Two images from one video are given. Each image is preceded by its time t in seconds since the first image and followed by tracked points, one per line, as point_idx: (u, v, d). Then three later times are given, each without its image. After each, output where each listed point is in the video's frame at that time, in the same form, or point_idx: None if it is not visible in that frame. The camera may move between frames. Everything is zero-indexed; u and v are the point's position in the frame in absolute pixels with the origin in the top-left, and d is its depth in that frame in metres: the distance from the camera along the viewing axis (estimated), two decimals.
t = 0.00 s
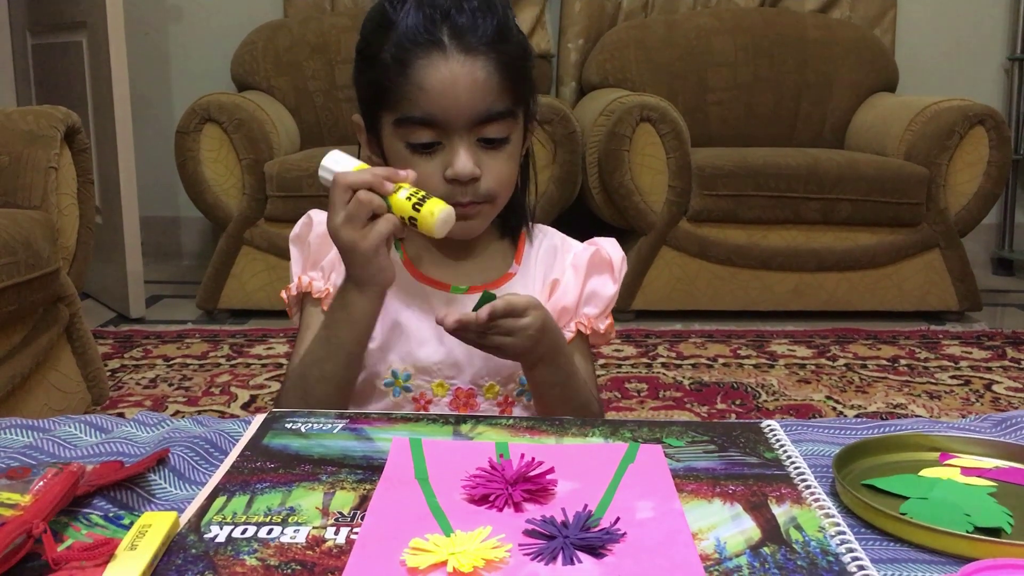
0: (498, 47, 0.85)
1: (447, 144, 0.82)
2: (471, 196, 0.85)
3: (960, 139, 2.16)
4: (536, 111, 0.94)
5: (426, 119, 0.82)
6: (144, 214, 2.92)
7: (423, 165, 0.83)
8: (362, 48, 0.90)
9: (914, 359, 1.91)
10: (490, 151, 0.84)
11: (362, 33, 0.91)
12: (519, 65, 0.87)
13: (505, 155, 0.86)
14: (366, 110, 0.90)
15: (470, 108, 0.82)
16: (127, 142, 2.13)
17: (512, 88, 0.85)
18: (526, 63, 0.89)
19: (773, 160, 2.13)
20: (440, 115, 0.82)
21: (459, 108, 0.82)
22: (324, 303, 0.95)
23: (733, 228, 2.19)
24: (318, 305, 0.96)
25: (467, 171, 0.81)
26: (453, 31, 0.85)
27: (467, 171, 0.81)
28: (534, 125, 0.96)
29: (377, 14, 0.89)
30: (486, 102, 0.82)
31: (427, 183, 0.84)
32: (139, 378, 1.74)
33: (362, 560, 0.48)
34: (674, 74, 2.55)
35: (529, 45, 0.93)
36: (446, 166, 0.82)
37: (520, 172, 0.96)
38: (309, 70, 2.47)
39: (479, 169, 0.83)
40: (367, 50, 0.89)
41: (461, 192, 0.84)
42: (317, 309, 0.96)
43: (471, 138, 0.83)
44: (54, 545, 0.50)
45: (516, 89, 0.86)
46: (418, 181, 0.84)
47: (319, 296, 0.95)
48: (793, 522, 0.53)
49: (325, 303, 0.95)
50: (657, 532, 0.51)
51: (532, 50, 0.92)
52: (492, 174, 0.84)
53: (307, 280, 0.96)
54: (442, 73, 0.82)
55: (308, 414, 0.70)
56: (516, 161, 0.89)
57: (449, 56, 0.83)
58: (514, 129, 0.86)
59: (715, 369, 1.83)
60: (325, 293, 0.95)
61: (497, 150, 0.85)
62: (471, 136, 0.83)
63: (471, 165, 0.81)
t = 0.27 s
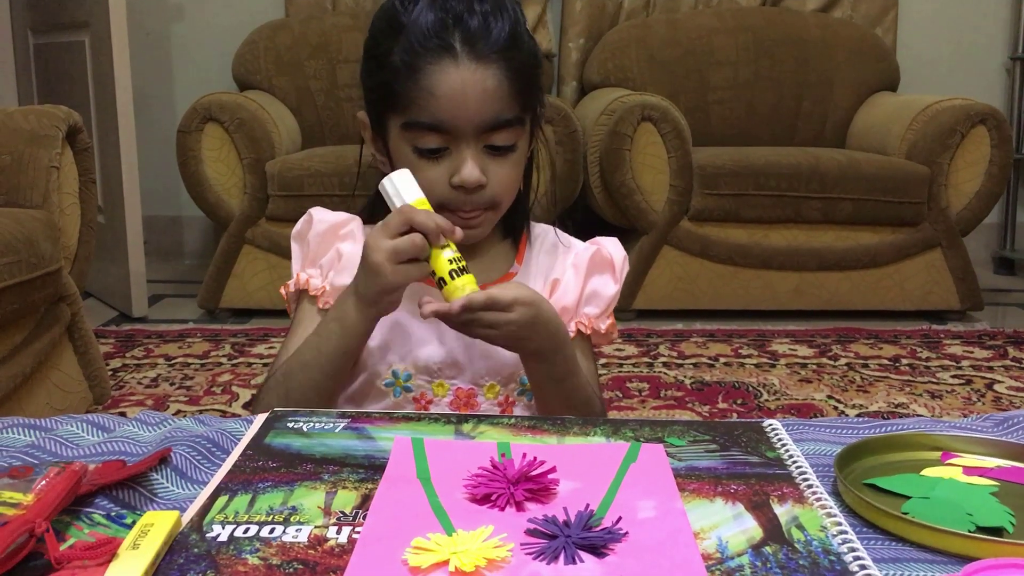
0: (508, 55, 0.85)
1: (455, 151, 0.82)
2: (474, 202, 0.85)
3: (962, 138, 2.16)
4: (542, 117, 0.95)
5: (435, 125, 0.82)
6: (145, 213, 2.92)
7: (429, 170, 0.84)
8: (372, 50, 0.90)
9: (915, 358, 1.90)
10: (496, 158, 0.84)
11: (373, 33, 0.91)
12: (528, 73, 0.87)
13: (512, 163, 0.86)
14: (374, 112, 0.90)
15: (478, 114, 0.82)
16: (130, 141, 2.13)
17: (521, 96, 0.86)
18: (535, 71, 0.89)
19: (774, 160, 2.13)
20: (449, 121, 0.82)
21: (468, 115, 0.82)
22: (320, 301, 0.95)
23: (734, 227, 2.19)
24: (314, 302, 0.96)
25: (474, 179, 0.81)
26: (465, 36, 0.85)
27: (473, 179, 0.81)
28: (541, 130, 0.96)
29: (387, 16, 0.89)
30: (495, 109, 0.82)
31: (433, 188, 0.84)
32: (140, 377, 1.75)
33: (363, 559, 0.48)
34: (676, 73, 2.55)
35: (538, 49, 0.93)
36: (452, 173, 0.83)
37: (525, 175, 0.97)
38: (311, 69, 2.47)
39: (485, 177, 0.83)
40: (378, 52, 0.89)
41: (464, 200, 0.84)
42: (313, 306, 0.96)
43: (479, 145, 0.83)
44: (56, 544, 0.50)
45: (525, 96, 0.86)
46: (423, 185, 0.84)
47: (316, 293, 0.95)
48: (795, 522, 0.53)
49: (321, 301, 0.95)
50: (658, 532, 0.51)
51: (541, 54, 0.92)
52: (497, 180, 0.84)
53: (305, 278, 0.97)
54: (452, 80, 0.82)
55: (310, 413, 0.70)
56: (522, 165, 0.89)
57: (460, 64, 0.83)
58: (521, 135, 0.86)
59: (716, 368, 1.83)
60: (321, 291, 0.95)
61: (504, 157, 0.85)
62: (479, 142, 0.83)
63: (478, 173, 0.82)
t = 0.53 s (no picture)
0: (512, 60, 0.85)
1: (457, 156, 0.83)
2: (476, 205, 0.85)
3: (963, 139, 2.16)
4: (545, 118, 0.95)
5: (437, 130, 0.82)
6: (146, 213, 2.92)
7: (431, 174, 0.84)
8: (375, 52, 0.90)
9: (917, 358, 1.90)
10: (497, 163, 0.84)
11: (376, 33, 0.91)
12: (531, 77, 0.87)
13: (513, 167, 0.86)
14: (376, 113, 0.90)
15: (481, 120, 0.82)
16: (131, 141, 2.13)
17: (524, 102, 0.85)
18: (538, 75, 0.89)
19: (776, 160, 2.13)
20: (451, 126, 0.82)
21: (471, 120, 0.82)
22: (320, 302, 0.95)
23: (736, 227, 2.19)
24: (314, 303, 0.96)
25: (475, 185, 0.82)
26: (468, 41, 0.85)
27: (475, 185, 0.82)
28: (542, 132, 0.96)
29: (390, 17, 0.89)
30: (498, 115, 0.82)
31: (434, 192, 0.84)
32: (142, 377, 1.75)
33: (367, 559, 0.48)
34: (677, 73, 2.55)
35: (541, 50, 0.93)
36: (454, 178, 0.83)
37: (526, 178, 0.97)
38: (312, 69, 2.47)
39: (486, 183, 0.83)
40: (380, 53, 0.89)
41: (465, 204, 0.85)
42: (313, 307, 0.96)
43: (480, 150, 0.83)
44: (59, 545, 0.50)
45: (527, 101, 0.86)
46: (425, 189, 0.85)
47: (316, 294, 0.96)
48: (797, 522, 0.53)
49: (321, 302, 0.95)
50: (661, 532, 0.51)
51: (544, 56, 0.92)
52: (499, 184, 0.84)
53: (305, 279, 0.97)
54: (454, 86, 0.82)
55: (312, 413, 0.70)
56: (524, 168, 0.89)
57: (463, 70, 0.82)
58: (523, 139, 0.86)
59: (718, 368, 1.83)
60: (321, 292, 0.95)
61: (506, 162, 0.85)
62: (481, 147, 0.83)
63: (480, 179, 0.82)
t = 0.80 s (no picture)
0: (507, 63, 0.85)
1: (452, 160, 0.83)
2: (474, 208, 0.85)
3: (964, 139, 2.16)
4: (544, 120, 0.95)
5: (432, 134, 0.82)
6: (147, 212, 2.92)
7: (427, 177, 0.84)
8: (372, 52, 0.90)
9: (917, 359, 1.90)
10: (494, 166, 0.84)
11: (373, 35, 0.91)
12: (528, 80, 0.87)
13: (510, 171, 0.86)
14: (373, 115, 0.90)
15: (477, 124, 0.82)
16: (132, 141, 2.13)
17: (520, 105, 0.85)
18: (536, 78, 0.89)
19: (776, 160, 2.13)
20: (446, 130, 0.82)
21: (466, 124, 0.82)
22: (320, 304, 0.95)
23: (736, 227, 2.19)
24: (315, 306, 0.96)
25: (470, 189, 0.82)
26: (463, 43, 0.85)
27: (470, 190, 0.82)
28: (541, 134, 0.96)
29: (386, 18, 0.88)
30: (493, 119, 0.82)
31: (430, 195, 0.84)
32: (143, 377, 1.75)
33: (367, 561, 0.48)
34: (678, 73, 2.55)
35: (538, 52, 0.93)
36: (450, 181, 0.83)
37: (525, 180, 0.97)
38: (313, 69, 2.47)
39: (482, 186, 0.83)
40: (378, 54, 0.89)
41: (462, 208, 0.85)
42: (314, 310, 0.96)
43: (476, 154, 0.83)
44: (59, 546, 0.50)
45: (524, 104, 0.86)
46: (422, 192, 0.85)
47: (317, 297, 0.96)
48: (799, 524, 0.53)
49: (322, 304, 0.95)
50: (663, 534, 0.51)
51: (541, 58, 0.92)
52: (496, 188, 0.85)
53: (306, 281, 0.97)
54: (449, 89, 0.82)
55: (313, 414, 0.69)
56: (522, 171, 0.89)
57: (458, 73, 0.82)
58: (521, 143, 0.86)
59: (718, 369, 1.83)
60: (323, 294, 0.95)
61: (502, 165, 0.85)
62: (477, 151, 0.83)
63: (475, 184, 0.82)
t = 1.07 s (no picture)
0: (508, 67, 0.85)
1: (453, 163, 0.83)
2: (473, 212, 0.85)
3: (963, 141, 2.16)
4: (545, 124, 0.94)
5: (433, 138, 0.82)
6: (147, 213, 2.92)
7: (427, 181, 0.84)
8: (373, 55, 0.90)
9: (917, 360, 1.90)
10: (495, 170, 0.84)
11: (373, 37, 0.91)
12: (529, 85, 0.87)
13: (510, 175, 0.86)
14: (374, 117, 0.90)
15: (477, 128, 0.82)
16: (132, 143, 2.13)
17: (522, 109, 0.86)
18: (537, 82, 0.89)
19: (776, 162, 2.13)
20: (447, 134, 0.82)
21: (467, 128, 0.82)
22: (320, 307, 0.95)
23: (736, 229, 2.19)
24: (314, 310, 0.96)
25: (471, 194, 0.82)
26: (465, 47, 0.85)
27: (470, 194, 0.82)
28: (542, 138, 0.96)
29: (387, 21, 0.88)
30: (495, 123, 0.83)
31: (430, 199, 0.84)
32: (142, 378, 1.75)
33: (366, 563, 0.48)
34: (678, 75, 2.55)
35: (540, 56, 0.93)
36: (450, 185, 0.83)
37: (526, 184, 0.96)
38: (313, 70, 2.47)
39: (482, 191, 0.83)
40: (379, 57, 0.89)
41: (462, 212, 0.85)
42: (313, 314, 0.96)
43: (477, 158, 0.83)
44: (58, 548, 0.50)
45: (525, 109, 0.86)
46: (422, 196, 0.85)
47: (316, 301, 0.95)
48: (796, 526, 0.53)
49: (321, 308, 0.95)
50: (661, 536, 0.51)
51: (543, 62, 0.92)
52: (496, 192, 0.85)
53: (305, 285, 0.96)
54: (450, 93, 0.82)
55: (312, 416, 0.70)
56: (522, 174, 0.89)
57: (459, 77, 0.82)
58: (521, 147, 0.86)
59: (718, 370, 1.83)
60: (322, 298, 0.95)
61: (503, 170, 0.85)
62: (478, 155, 0.83)
63: (476, 188, 0.82)
